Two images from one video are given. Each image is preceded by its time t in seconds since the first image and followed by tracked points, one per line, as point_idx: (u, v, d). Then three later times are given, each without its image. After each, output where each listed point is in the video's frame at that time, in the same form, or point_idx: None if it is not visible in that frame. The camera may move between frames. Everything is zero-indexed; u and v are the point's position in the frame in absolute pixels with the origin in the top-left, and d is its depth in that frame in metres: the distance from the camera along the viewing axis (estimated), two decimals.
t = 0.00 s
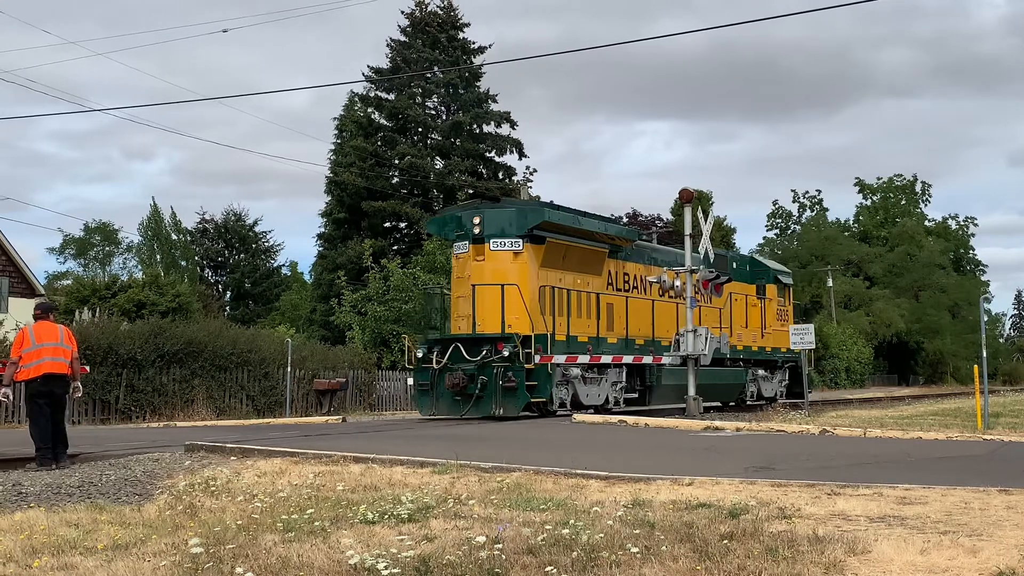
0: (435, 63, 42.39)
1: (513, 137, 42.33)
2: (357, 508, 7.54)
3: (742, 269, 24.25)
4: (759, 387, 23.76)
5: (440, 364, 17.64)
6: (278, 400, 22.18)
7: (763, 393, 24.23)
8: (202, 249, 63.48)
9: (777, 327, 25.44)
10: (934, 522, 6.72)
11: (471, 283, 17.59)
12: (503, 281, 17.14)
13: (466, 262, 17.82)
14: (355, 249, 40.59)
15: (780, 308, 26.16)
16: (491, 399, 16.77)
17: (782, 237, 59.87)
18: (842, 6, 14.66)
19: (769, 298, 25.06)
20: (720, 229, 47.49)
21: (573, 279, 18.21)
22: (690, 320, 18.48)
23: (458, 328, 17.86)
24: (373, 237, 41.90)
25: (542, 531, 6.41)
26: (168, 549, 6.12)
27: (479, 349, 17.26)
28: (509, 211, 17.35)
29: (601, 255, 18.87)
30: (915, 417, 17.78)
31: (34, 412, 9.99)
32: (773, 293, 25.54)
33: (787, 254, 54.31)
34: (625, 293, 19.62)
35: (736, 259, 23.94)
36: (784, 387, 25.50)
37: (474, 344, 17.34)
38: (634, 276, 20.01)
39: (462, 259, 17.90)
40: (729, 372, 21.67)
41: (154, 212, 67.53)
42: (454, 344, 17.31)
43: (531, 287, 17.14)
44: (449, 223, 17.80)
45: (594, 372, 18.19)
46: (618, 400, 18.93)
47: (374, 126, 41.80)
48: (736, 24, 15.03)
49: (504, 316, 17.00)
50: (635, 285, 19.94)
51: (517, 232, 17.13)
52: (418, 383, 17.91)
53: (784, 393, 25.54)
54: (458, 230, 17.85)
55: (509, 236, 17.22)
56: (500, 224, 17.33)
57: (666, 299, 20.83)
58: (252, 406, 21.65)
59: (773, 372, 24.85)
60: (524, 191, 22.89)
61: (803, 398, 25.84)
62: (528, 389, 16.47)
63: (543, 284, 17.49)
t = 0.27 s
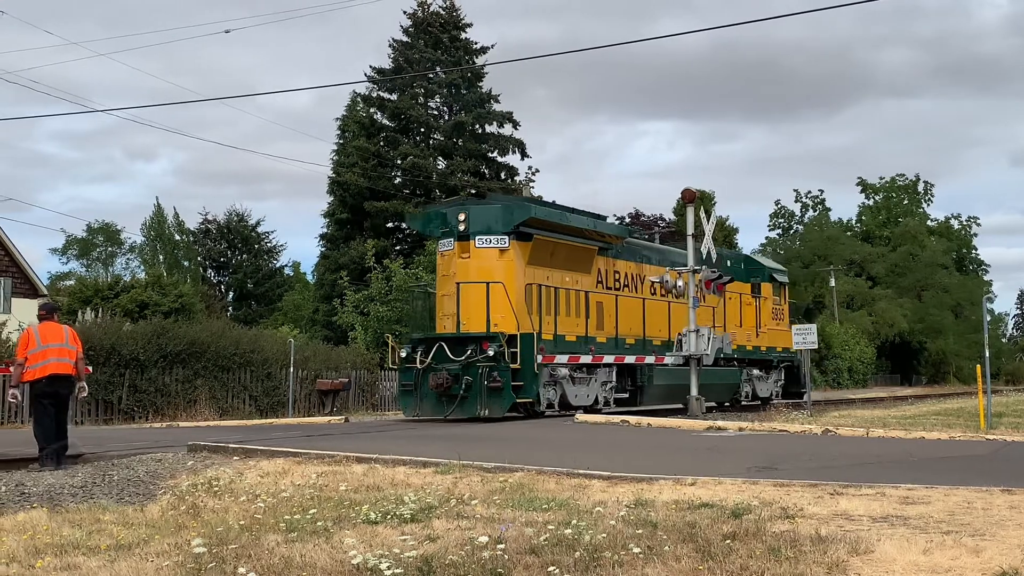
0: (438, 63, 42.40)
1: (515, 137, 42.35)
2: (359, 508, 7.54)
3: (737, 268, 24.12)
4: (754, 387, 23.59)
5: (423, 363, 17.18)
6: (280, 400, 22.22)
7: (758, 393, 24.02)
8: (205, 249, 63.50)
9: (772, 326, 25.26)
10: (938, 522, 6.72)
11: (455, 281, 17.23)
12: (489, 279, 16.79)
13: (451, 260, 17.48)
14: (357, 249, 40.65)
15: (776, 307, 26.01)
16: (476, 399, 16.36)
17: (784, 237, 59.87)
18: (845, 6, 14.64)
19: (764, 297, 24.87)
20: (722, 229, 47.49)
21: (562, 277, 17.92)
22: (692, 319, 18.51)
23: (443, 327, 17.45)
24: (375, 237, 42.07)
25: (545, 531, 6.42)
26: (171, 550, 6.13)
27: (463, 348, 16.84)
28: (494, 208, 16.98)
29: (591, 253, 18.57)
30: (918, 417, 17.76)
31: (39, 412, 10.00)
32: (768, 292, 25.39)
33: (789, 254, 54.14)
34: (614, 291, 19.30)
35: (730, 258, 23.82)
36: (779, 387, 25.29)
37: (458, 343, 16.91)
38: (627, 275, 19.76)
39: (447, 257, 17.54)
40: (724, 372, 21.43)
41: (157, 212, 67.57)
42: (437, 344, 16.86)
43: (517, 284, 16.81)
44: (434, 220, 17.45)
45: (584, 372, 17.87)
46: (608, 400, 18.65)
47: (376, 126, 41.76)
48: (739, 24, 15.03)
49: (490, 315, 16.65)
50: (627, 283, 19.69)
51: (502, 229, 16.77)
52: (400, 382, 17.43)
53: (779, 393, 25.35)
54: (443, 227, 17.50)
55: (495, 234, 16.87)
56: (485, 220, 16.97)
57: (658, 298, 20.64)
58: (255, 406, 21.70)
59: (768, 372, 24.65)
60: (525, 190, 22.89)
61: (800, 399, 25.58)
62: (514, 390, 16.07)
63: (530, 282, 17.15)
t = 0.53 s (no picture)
0: (438, 63, 42.37)
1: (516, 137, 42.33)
2: (359, 507, 7.55)
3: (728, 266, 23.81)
4: (747, 387, 23.04)
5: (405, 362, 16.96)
6: (280, 400, 22.21)
7: (751, 393, 23.55)
8: (205, 249, 63.42)
9: (765, 325, 24.84)
10: (937, 521, 6.72)
11: (437, 278, 16.91)
12: (472, 276, 16.51)
13: (433, 257, 17.14)
14: (358, 248, 40.66)
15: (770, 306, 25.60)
16: (458, 400, 16.15)
17: (784, 237, 59.88)
18: (845, 6, 14.66)
19: (756, 296, 24.49)
20: (722, 228, 47.49)
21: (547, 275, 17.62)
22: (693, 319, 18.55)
23: (425, 326, 17.14)
24: (376, 236, 42.12)
25: (545, 531, 6.42)
26: (171, 549, 6.14)
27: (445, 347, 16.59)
28: (477, 203, 16.60)
29: (579, 250, 18.23)
30: (918, 417, 17.75)
31: (40, 411, 9.99)
32: (759, 290, 25.21)
33: (790, 254, 54.00)
34: (602, 289, 19.00)
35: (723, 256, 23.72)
36: (773, 387, 24.83)
37: (439, 341, 16.65)
38: (616, 272, 19.48)
39: (429, 253, 17.21)
40: (714, 372, 21.00)
41: (157, 212, 67.54)
42: (418, 343, 16.60)
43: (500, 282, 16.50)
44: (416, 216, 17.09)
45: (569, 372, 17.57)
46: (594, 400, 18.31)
47: (376, 126, 41.79)
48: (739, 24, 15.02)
49: (472, 313, 16.38)
50: (616, 281, 19.42)
51: (486, 225, 16.43)
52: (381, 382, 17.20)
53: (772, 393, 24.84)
54: (425, 223, 17.14)
55: (478, 230, 16.53)
56: (468, 216, 16.63)
57: (648, 295, 20.40)
58: (255, 405, 21.68)
59: (761, 372, 24.19)
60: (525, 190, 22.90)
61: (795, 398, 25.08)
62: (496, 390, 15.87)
63: (514, 279, 16.86)
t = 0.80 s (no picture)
0: (438, 62, 42.36)
1: (515, 136, 42.35)
2: (361, 506, 7.56)
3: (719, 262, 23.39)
4: (738, 386, 22.64)
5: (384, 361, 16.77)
6: (280, 399, 22.19)
7: (743, 393, 23.07)
8: (206, 248, 63.32)
9: (757, 324, 24.34)
10: (936, 520, 6.73)
11: (418, 275, 16.70)
12: (454, 272, 16.32)
13: (414, 253, 16.93)
14: (358, 247, 40.68)
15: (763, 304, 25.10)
16: (439, 399, 16.05)
17: (784, 236, 59.90)
18: (845, 6, 14.68)
19: (749, 294, 24.00)
20: (722, 227, 47.50)
21: (531, 271, 17.40)
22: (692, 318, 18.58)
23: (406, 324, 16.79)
24: (376, 235, 42.09)
25: (545, 530, 6.43)
26: (172, 547, 6.16)
27: (425, 345, 16.48)
28: (459, 198, 16.54)
29: (565, 246, 18.01)
30: (918, 416, 17.74)
31: (42, 410, 9.99)
32: (753, 287, 24.44)
33: (790, 252, 53.87)
34: (589, 286, 18.74)
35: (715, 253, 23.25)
36: (766, 387, 24.32)
37: (420, 340, 16.54)
38: (605, 269, 19.24)
39: (410, 249, 17.01)
40: (703, 370, 20.64)
41: (158, 211, 67.55)
42: (398, 342, 16.49)
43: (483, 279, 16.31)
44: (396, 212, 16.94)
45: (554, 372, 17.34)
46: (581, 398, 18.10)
47: (376, 125, 41.75)
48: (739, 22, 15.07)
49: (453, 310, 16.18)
50: (605, 278, 19.19)
51: (468, 220, 16.33)
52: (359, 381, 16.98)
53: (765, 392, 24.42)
54: (406, 219, 16.97)
55: (461, 226, 16.41)
56: (450, 211, 16.53)
57: (640, 293, 20.15)
58: (255, 405, 21.65)
59: (753, 371, 23.70)
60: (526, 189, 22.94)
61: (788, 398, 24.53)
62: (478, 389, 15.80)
63: (497, 276, 16.64)
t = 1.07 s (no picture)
0: (437, 61, 42.37)
1: (515, 135, 42.35)
2: (361, 506, 7.55)
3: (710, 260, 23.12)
4: (730, 386, 22.47)
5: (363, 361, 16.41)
6: (280, 398, 22.19)
7: (735, 392, 22.86)
8: (206, 248, 63.09)
9: (750, 323, 24.10)
10: (937, 519, 6.72)
11: (399, 272, 16.46)
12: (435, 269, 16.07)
13: (395, 250, 16.71)
14: (358, 247, 40.68)
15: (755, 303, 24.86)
16: (418, 400, 15.66)
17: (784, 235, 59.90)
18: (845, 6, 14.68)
19: (741, 293, 23.75)
20: (723, 226, 47.47)
21: (515, 269, 17.12)
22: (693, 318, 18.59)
23: (387, 322, 16.63)
24: (376, 235, 42.06)
25: (545, 529, 6.42)
26: (172, 547, 6.16)
27: (404, 345, 16.11)
28: (440, 193, 16.28)
29: (551, 243, 17.73)
30: (918, 415, 17.71)
31: (41, 409, 9.99)
32: (744, 286, 24.14)
33: (790, 251, 53.80)
34: (575, 283, 18.47)
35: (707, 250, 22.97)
36: (758, 386, 24.10)
37: (399, 340, 16.19)
38: (593, 267, 18.96)
39: (392, 246, 16.76)
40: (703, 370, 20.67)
41: (158, 211, 67.51)
42: (377, 341, 16.08)
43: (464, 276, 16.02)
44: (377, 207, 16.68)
45: (539, 372, 17.20)
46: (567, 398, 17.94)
47: (376, 125, 41.70)
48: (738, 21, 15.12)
49: (434, 309, 15.95)
50: (594, 276, 18.91)
51: (449, 216, 16.07)
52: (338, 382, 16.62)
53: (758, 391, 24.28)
54: (387, 214, 16.72)
55: (442, 222, 16.17)
56: (431, 207, 16.28)
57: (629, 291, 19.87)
58: (255, 404, 21.64)
59: (746, 370, 23.49)
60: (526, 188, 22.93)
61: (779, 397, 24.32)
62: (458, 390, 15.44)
63: (479, 273, 16.39)
